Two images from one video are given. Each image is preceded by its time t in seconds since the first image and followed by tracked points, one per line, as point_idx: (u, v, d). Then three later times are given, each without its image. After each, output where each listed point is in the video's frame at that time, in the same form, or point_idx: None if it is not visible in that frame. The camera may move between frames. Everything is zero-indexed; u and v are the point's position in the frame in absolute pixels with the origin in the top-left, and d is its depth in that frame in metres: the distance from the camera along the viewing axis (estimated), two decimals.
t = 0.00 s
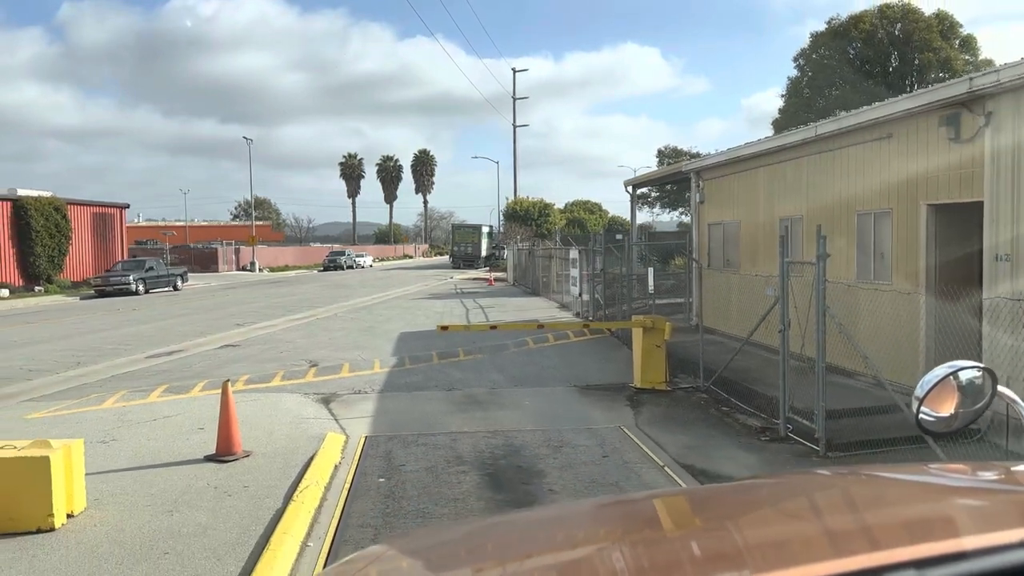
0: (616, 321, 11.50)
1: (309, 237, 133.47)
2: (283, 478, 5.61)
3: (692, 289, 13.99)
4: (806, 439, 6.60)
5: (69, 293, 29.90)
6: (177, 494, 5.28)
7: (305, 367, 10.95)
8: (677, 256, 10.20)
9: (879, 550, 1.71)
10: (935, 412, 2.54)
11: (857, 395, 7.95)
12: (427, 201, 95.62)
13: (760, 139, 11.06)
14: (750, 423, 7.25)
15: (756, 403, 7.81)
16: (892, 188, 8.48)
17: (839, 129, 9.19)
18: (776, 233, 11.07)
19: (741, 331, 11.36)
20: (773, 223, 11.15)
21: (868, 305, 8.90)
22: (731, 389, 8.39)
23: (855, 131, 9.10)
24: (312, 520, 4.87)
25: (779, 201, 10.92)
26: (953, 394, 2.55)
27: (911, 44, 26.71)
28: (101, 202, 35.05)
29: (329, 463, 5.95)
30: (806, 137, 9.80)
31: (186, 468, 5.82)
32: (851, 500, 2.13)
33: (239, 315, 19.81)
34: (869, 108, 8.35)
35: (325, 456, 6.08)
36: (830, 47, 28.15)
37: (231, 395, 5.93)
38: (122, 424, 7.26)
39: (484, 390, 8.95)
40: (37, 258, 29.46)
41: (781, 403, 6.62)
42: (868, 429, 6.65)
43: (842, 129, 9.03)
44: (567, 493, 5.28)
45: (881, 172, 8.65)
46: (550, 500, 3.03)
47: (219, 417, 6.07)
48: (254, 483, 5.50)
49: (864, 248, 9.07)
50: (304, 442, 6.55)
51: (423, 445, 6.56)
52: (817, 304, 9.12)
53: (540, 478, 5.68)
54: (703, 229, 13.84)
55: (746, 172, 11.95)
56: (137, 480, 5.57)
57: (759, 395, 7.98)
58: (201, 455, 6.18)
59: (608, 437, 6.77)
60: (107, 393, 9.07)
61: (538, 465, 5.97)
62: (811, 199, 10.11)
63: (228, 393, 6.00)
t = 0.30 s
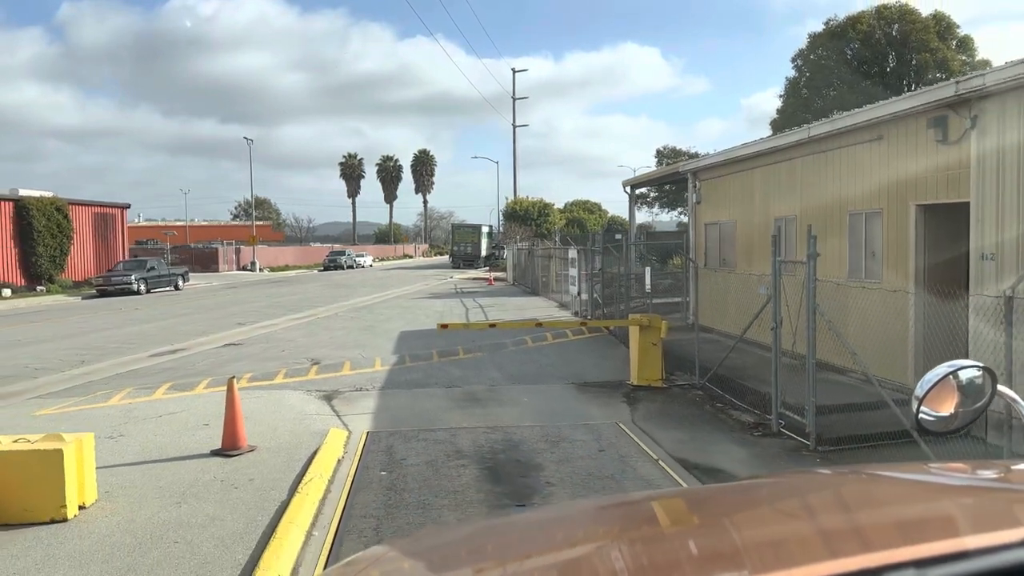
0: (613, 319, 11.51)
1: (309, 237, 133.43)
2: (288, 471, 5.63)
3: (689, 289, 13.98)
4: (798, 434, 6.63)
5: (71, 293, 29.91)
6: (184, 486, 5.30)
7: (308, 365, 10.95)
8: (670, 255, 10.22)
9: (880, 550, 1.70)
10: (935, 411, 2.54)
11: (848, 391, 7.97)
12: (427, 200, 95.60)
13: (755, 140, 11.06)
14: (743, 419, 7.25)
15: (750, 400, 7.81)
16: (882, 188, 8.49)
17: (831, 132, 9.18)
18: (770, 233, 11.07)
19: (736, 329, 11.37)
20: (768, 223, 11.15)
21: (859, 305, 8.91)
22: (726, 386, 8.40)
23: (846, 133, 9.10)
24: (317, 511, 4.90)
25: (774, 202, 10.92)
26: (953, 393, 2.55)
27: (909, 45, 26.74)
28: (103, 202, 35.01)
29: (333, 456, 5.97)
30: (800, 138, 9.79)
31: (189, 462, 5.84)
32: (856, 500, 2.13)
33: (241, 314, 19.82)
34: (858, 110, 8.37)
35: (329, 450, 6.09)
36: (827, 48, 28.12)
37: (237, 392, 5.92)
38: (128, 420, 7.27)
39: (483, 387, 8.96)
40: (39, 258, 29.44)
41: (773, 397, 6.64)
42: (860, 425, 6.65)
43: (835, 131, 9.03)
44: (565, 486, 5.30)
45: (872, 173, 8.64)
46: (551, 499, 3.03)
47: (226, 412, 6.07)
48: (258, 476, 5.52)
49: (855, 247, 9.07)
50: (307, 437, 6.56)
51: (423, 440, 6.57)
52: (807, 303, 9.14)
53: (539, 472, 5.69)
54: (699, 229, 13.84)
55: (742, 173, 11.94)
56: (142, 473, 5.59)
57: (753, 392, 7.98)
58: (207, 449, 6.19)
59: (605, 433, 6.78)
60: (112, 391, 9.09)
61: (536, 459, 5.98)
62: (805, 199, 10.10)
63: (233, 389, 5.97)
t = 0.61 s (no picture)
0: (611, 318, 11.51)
1: (309, 237, 133.40)
2: (292, 463, 5.65)
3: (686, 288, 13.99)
4: (787, 428, 6.65)
5: (74, 293, 29.92)
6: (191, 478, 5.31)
7: (310, 363, 10.95)
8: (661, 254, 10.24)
9: (879, 550, 1.71)
10: (935, 412, 2.54)
11: (836, 387, 8.00)
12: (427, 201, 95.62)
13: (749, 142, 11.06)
14: (733, 414, 7.28)
15: (742, 395, 7.83)
16: (871, 189, 8.51)
17: (821, 134, 9.19)
18: (762, 233, 11.09)
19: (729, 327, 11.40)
20: (761, 224, 11.17)
21: (848, 304, 8.94)
22: (719, 381, 8.42)
23: (836, 135, 9.10)
24: (321, 501, 4.93)
25: (767, 203, 10.93)
26: (953, 395, 2.55)
27: (905, 46, 26.79)
28: (104, 203, 34.97)
29: (335, 450, 5.98)
30: (791, 140, 9.80)
31: (192, 456, 5.85)
32: (858, 501, 2.13)
33: (242, 313, 19.81)
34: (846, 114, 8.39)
35: (332, 444, 6.10)
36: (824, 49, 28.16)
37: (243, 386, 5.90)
38: (136, 416, 7.28)
39: (482, 384, 8.97)
40: (41, 258, 29.43)
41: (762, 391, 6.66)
42: (848, 419, 6.66)
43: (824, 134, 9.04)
44: (563, 478, 5.31)
45: (861, 174, 8.66)
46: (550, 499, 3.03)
47: (232, 406, 6.07)
48: (262, 468, 5.53)
49: (845, 247, 9.10)
50: (310, 432, 6.56)
51: (423, 435, 6.57)
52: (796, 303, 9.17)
53: (536, 464, 5.69)
54: (695, 230, 13.84)
55: (736, 174, 11.93)
56: (148, 466, 5.60)
57: (746, 388, 8.00)
58: (214, 444, 6.19)
59: (601, 427, 6.78)
60: (117, 388, 9.10)
61: (533, 452, 5.98)
62: (797, 200, 10.12)
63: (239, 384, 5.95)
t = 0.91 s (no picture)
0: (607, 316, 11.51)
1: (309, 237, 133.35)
2: (297, 457, 5.66)
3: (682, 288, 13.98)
4: (776, 423, 6.68)
5: (76, 293, 29.94)
6: (198, 471, 5.32)
7: (312, 361, 10.97)
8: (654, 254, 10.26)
9: (877, 553, 1.70)
10: (935, 414, 2.54)
11: (826, 383, 8.02)
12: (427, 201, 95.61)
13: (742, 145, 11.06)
14: (724, 410, 7.29)
15: (734, 392, 7.84)
16: (860, 190, 8.53)
17: (810, 137, 9.20)
18: (755, 233, 11.11)
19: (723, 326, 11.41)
20: (753, 225, 11.18)
21: (837, 303, 8.96)
22: (712, 378, 8.43)
23: (825, 138, 9.12)
24: (325, 492, 4.95)
25: (760, 205, 10.93)
26: (953, 397, 2.54)
27: (901, 47, 26.78)
28: (106, 203, 34.97)
29: (338, 444, 5.98)
30: (782, 143, 9.81)
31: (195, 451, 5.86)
32: (858, 502, 2.13)
33: (244, 313, 19.82)
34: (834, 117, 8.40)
35: (334, 439, 6.10)
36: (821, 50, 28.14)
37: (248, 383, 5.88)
38: (143, 413, 7.30)
39: (481, 382, 8.98)
40: (43, 258, 29.41)
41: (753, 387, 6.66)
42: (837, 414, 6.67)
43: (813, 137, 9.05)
44: (561, 471, 5.32)
45: (850, 176, 8.68)
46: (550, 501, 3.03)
47: (237, 401, 6.06)
48: (266, 462, 5.53)
49: (834, 247, 9.12)
50: (312, 427, 6.57)
51: (423, 430, 6.57)
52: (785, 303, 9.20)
53: (534, 458, 5.70)
54: (691, 230, 13.84)
55: (730, 176, 11.94)
56: (152, 460, 5.61)
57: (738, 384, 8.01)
58: (219, 439, 6.18)
59: (596, 423, 6.79)
60: (121, 386, 9.11)
61: (529, 446, 5.99)
62: (788, 202, 10.13)
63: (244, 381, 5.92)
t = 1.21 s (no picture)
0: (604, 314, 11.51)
1: (309, 237, 133.24)
2: (301, 451, 5.66)
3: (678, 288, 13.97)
4: (767, 419, 6.69)
5: (78, 293, 29.94)
6: (204, 464, 5.33)
7: (313, 359, 10.97)
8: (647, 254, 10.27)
9: (878, 554, 1.70)
10: (934, 415, 2.55)
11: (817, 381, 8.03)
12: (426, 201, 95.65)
13: (736, 146, 11.07)
14: (716, 406, 7.29)
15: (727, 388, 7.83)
16: (850, 190, 8.54)
17: (802, 138, 9.21)
18: (749, 233, 11.11)
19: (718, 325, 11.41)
20: (747, 226, 11.18)
21: (828, 303, 8.97)
22: (706, 374, 8.43)
23: (816, 140, 9.11)
24: (329, 484, 4.96)
25: (754, 205, 10.93)
26: (952, 397, 2.55)
27: (898, 48, 26.89)
28: (108, 204, 35.00)
29: (339, 439, 5.98)
30: (775, 144, 9.82)
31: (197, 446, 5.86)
32: (857, 502, 2.13)
33: (246, 313, 19.82)
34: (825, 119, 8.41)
35: (336, 434, 6.11)
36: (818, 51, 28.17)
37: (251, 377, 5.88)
38: (148, 410, 7.30)
39: (480, 379, 8.99)
40: (45, 258, 29.39)
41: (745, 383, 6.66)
42: (829, 410, 6.66)
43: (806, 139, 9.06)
44: (561, 466, 5.32)
45: (840, 177, 8.68)
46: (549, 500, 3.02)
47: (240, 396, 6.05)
48: (270, 456, 5.54)
49: (826, 247, 9.13)
50: (315, 423, 6.57)
51: (424, 426, 6.58)
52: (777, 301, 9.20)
53: (534, 452, 5.71)
54: (686, 231, 13.84)
55: (725, 176, 11.94)
56: (156, 455, 5.61)
57: (732, 381, 8.01)
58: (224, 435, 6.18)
59: (594, 419, 6.79)
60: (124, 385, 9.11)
61: (527, 441, 5.99)
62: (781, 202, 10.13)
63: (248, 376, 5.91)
